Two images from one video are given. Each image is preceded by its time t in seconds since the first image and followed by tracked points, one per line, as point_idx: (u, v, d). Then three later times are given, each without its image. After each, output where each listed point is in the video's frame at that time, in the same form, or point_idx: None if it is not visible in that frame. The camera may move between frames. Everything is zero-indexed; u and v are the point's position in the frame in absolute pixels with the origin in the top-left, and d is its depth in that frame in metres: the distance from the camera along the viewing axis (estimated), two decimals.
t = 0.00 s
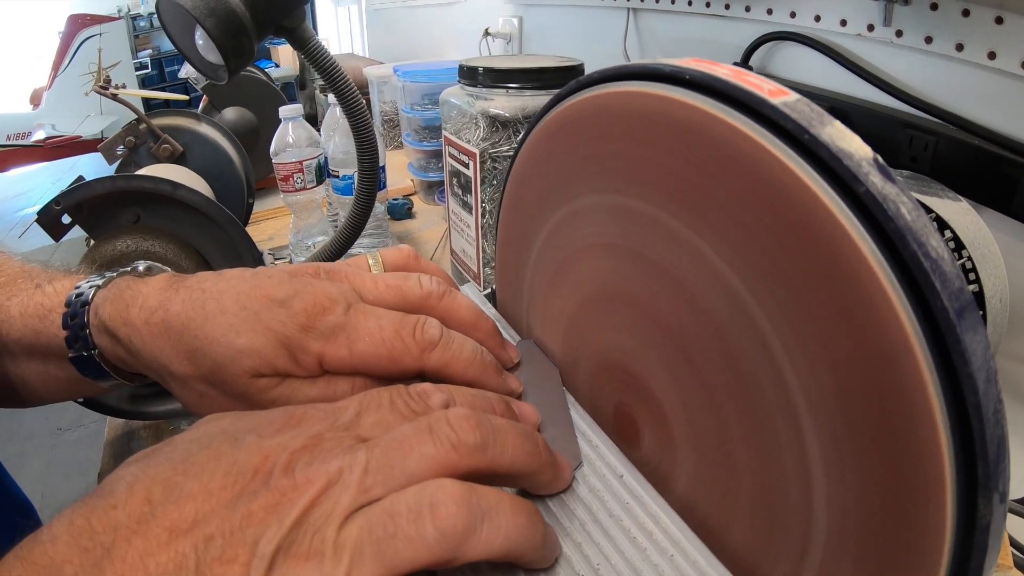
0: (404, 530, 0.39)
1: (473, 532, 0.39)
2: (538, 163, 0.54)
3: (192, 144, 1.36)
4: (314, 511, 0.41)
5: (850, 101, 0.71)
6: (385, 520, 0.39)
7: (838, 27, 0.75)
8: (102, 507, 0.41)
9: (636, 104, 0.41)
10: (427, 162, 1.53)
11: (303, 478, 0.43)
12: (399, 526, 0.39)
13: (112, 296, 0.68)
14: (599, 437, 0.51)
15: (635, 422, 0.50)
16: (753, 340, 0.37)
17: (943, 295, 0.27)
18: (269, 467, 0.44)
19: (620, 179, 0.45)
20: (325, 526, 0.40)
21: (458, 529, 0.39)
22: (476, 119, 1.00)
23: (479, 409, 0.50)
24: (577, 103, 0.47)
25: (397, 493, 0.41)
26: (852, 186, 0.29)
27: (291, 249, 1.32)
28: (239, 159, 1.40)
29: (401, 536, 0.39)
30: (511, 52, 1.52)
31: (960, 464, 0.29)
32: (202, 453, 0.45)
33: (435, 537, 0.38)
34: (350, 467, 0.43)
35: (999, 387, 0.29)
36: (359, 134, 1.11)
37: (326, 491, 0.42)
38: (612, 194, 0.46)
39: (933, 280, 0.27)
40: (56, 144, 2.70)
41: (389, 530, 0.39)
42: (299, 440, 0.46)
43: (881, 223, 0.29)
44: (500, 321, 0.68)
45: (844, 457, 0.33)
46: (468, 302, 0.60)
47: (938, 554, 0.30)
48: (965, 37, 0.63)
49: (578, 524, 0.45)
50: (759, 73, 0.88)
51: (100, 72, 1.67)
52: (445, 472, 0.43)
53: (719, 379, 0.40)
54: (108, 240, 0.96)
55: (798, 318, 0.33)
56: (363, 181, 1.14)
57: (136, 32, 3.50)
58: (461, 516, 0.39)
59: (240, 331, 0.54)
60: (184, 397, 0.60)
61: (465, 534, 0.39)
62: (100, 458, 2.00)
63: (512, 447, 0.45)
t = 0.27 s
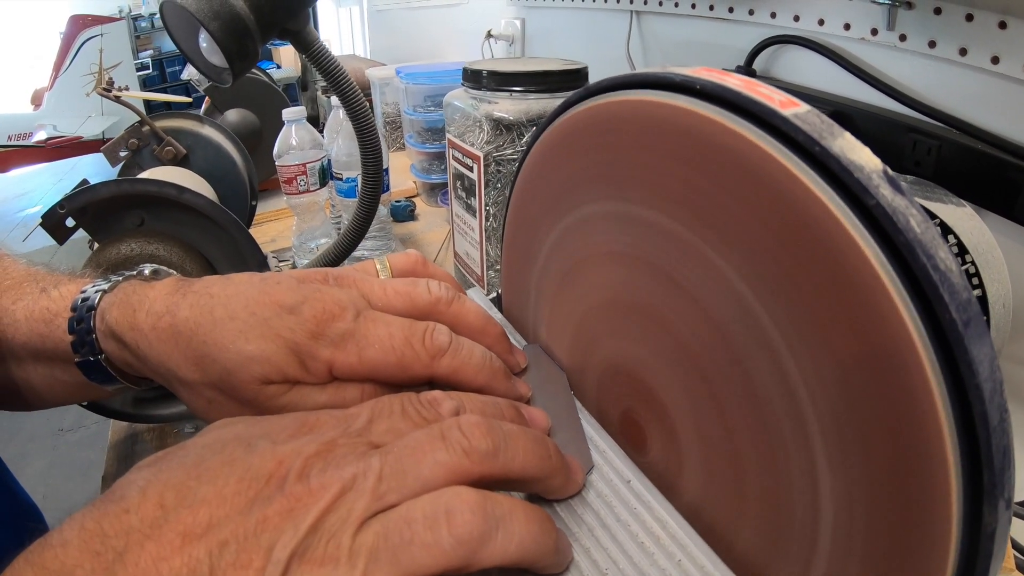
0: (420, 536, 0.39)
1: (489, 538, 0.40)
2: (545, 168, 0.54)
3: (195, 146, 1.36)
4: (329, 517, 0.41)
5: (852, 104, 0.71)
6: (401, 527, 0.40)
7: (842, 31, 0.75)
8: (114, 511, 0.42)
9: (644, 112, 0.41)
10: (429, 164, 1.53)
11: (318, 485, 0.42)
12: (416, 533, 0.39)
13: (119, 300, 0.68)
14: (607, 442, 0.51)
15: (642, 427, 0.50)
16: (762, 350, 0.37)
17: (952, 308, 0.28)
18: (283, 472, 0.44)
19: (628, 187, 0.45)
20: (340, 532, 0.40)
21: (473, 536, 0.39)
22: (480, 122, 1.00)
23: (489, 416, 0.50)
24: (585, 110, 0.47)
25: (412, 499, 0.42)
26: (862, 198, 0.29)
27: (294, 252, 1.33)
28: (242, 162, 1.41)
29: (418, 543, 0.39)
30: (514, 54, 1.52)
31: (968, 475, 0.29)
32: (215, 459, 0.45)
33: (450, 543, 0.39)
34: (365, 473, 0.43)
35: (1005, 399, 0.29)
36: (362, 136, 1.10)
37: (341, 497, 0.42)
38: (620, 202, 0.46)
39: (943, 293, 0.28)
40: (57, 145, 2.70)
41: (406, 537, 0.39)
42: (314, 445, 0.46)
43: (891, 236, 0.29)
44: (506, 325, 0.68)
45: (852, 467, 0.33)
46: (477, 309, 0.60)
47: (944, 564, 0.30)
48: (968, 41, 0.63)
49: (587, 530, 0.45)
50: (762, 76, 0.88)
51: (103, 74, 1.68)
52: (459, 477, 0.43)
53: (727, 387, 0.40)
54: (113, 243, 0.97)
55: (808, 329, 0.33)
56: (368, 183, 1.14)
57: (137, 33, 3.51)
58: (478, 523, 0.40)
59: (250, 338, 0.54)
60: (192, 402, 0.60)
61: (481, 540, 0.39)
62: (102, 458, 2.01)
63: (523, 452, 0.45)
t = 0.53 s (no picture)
0: (425, 542, 0.39)
1: (492, 542, 0.39)
2: (547, 172, 0.54)
3: (196, 147, 1.36)
4: (332, 522, 0.40)
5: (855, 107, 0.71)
6: (405, 533, 0.39)
7: (844, 33, 0.75)
8: (117, 515, 0.41)
9: (647, 117, 0.40)
10: (430, 165, 1.53)
11: (322, 489, 0.42)
12: (420, 538, 0.39)
13: (119, 303, 0.68)
14: (608, 446, 0.50)
15: (645, 432, 0.50)
16: (765, 356, 0.37)
17: (955, 316, 0.27)
18: (287, 477, 0.43)
19: (630, 191, 0.45)
20: (344, 537, 0.40)
21: (477, 541, 0.39)
22: (481, 123, 0.99)
23: (491, 419, 0.49)
24: (588, 114, 0.47)
25: (415, 504, 0.41)
26: (866, 205, 0.29)
27: (295, 253, 1.33)
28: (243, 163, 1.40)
29: (423, 547, 0.38)
30: (515, 55, 1.52)
31: (970, 484, 0.29)
32: (218, 463, 0.45)
33: (454, 549, 0.38)
34: (368, 478, 0.43)
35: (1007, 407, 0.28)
36: (363, 138, 1.10)
37: (344, 502, 0.41)
38: (622, 206, 0.46)
39: (945, 302, 0.27)
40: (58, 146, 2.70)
41: (410, 541, 0.39)
42: (317, 450, 0.45)
43: (895, 243, 0.28)
44: (508, 328, 0.68)
45: (854, 475, 0.33)
46: (480, 313, 0.59)
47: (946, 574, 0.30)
48: (970, 44, 0.63)
49: (588, 535, 0.45)
50: (764, 78, 0.88)
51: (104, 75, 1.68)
52: (461, 480, 0.43)
53: (730, 392, 0.40)
54: (114, 245, 0.96)
55: (810, 336, 0.33)
56: (369, 185, 1.13)
57: (139, 33, 3.51)
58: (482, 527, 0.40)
59: (253, 343, 0.54)
60: (193, 406, 0.60)
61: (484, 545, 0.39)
62: (102, 458, 2.01)
63: (525, 456, 0.45)
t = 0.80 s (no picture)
0: (425, 544, 0.38)
1: (491, 544, 0.39)
2: (547, 173, 0.54)
3: (196, 148, 1.36)
4: (332, 524, 0.40)
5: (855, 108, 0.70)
6: (405, 534, 0.39)
7: (844, 34, 0.75)
8: (116, 517, 0.41)
9: (647, 118, 0.40)
10: (430, 165, 1.53)
11: (320, 492, 0.41)
12: (420, 539, 0.38)
13: (118, 304, 0.68)
14: (608, 448, 0.50)
15: (645, 434, 0.50)
16: (765, 359, 0.36)
17: (958, 321, 0.27)
18: (285, 478, 0.43)
19: (631, 193, 0.44)
20: (343, 539, 0.39)
21: (476, 543, 0.39)
22: (481, 124, 0.99)
23: (491, 422, 0.49)
24: (588, 116, 0.47)
25: (415, 506, 0.41)
26: (868, 209, 0.29)
27: (294, 254, 1.34)
28: (242, 163, 1.40)
29: (423, 549, 0.38)
30: (515, 56, 1.52)
31: (971, 489, 0.29)
32: (216, 465, 0.45)
33: (454, 551, 0.38)
34: (367, 479, 0.42)
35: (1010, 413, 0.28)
36: (363, 139, 1.10)
37: (343, 504, 0.41)
38: (622, 207, 0.46)
39: (948, 306, 0.27)
40: (57, 145, 2.69)
41: (410, 542, 0.38)
42: (317, 452, 0.45)
43: (897, 247, 0.28)
44: (508, 330, 0.68)
45: (855, 479, 0.32)
46: (480, 315, 0.59)
47: None
48: (971, 46, 0.63)
49: (588, 538, 0.45)
50: (764, 79, 0.87)
51: (105, 76, 1.68)
52: (460, 482, 0.42)
53: (730, 396, 0.40)
54: (114, 246, 0.96)
55: (812, 340, 0.33)
56: (368, 185, 1.13)
57: (139, 33, 3.51)
58: (482, 529, 0.39)
59: (252, 345, 0.54)
60: (192, 408, 0.59)
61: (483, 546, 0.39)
62: (100, 458, 2.00)
63: (525, 458, 0.45)
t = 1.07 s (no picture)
0: (414, 552, 0.36)
1: (483, 552, 0.37)
2: (543, 174, 0.53)
3: (192, 147, 1.34)
4: (320, 533, 0.38)
5: (856, 108, 0.70)
6: (394, 543, 0.37)
7: (845, 34, 0.74)
8: (102, 526, 0.40)
9: (645, 119, 0.39)
10: (428, 166, 1.52)
11: (308, 499, 0.41)
12: (410, 548, 0.36)
13: (110, 307, 0.67)
14: (604, 454, 0.49)
15: (642, 440, 0.49)
16: (764, 366, 0.36)
17: (964, 330, 0.26)
18: (272, 486, 0.42)
19: (628, 195, 0.43)
20: (331, 549, 0.37)
21: (467, 551, 0.37)
22: (478, 124, 0.98)
23: (484, 426, 0.48)
24: (585, 116, 0.46)
25: (404, 513, 0.39)
26: (871, 213, 0.28)
27: (291, 254, 1.32)
28: (239, 163, 1.39)
29: (413, 559, 0.36)
30: (513, 55, 1.51)
31: (976, 502, 0.28)
32: (204, 473, 0.44)
33: (444, 560, 0.36)
34: (355, 486, 0.41)
35: (1017, 425, 0.28)
36: (359, 139, 1.09)
37: (330, 512, 0.39)
38: (619, 209, 0.45)
39: (954, 314, 0.26)
40: (56, 145, 2.68)
41: (400, 551, 0.36)
42: (304, 459, 0.44)
43: (901, 253, 0.27)
44: (504, 333, 0.67)
45: (857, 491, 0.32)
46: (475, 318, 0.58)
47: None
48: (972, 46, 0.62)
49: (584, 546, 0.43)
50: (764, 80, 0.87)
51: (102, 75, 1.67)
52: (450, 488, 0.41)
53: (728, 403, 0.39)
54: (108, 246, 0.95)
55: (813, 348, 0.32)
56: (364, 185, 1.12)
57: (139, 32, 3.51)
58: (472, 537, 0.37)
59: (243, 349, 0.53)
60: (183, 413, 0.58)
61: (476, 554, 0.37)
62: (97, 459, 1.99)
63: (516, 463, 0.43)
